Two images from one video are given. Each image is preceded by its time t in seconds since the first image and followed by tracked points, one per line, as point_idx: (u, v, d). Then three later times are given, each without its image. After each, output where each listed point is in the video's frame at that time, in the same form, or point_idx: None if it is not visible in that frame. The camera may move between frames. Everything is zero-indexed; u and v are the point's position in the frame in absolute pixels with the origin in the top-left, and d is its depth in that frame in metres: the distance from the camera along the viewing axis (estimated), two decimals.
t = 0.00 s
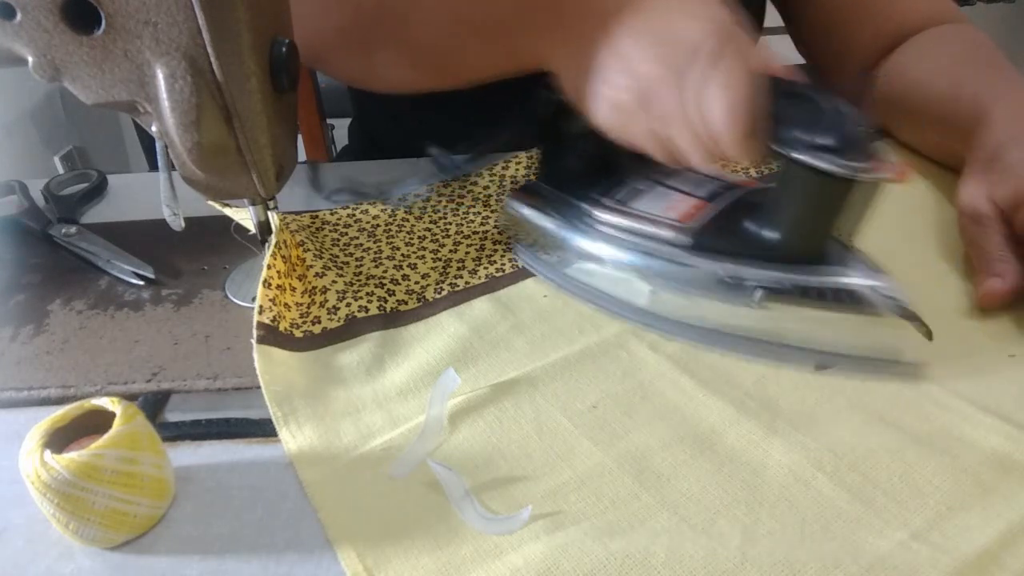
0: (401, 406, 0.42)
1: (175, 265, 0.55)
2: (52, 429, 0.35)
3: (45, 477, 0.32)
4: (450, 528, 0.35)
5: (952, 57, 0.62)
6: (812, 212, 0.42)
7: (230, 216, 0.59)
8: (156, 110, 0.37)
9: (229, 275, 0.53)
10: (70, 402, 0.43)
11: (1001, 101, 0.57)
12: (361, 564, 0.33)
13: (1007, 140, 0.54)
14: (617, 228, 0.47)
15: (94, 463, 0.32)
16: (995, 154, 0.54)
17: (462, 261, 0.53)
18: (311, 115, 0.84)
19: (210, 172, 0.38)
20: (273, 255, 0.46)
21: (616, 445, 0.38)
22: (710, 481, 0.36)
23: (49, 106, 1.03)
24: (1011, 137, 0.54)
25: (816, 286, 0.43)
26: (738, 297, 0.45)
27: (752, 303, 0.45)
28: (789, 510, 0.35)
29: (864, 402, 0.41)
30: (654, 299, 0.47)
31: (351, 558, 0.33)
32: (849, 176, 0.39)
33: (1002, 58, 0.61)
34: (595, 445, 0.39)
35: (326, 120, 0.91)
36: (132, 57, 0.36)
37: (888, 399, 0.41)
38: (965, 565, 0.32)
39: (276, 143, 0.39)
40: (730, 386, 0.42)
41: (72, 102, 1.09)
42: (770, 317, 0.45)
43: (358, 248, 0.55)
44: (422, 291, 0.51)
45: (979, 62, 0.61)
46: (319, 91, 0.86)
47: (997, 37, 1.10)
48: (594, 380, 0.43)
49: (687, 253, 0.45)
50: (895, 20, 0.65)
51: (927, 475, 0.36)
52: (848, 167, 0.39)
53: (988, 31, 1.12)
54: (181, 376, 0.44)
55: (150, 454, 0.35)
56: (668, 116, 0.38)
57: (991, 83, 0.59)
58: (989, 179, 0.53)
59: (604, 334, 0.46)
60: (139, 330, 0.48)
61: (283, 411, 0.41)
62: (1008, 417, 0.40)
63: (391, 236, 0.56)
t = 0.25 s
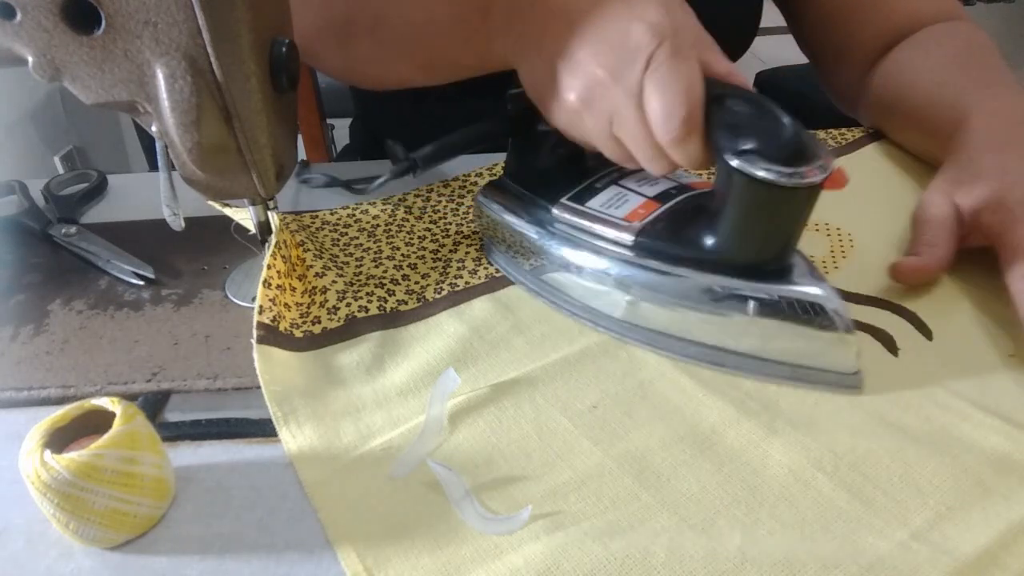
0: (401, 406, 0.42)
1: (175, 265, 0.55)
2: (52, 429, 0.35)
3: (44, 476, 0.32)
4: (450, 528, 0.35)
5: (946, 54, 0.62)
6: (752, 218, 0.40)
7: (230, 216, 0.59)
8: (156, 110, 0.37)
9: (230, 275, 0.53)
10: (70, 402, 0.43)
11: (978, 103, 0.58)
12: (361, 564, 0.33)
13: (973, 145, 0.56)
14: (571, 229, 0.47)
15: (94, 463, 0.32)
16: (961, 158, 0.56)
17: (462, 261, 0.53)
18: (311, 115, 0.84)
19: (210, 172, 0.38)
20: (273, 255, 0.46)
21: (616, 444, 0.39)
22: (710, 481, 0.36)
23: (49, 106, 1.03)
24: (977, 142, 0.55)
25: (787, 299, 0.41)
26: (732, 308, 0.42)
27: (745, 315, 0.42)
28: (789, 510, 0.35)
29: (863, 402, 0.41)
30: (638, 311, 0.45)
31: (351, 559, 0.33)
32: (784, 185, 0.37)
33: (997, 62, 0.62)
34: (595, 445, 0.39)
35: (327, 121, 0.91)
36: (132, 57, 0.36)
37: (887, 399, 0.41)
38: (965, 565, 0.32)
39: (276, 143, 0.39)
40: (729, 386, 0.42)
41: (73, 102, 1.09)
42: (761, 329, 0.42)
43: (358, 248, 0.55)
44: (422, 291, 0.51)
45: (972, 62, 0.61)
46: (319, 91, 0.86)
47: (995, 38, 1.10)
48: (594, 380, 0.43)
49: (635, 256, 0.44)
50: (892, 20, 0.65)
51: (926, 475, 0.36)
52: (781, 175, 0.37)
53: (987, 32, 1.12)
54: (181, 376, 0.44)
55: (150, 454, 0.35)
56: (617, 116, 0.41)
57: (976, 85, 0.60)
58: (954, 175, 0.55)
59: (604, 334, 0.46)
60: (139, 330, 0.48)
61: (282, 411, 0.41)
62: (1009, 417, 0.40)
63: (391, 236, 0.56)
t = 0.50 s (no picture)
0: (401, 406, 0.42)
1: (175, 265, 0.55)
2: (52, 429, 0.35)
3: (44, 476, 0.32)
4: (449, 528, 0.35)
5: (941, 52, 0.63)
6: (751, 221, 0.40)
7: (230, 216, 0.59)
8: (156, 110, 0.37)
9: (229, 275, 0.53)
10: (70, 402, 0.43)
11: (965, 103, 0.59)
12: (361, 565, 0.33)
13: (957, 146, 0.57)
14: (571, 229, 0.48)
15: (95, 463, 0.32)
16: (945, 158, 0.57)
17: (462, 262, 0.53)
18: (311, 115, 0.84)
19: (210, 172, 0.38)
20: (273, 255, 0.46)
21: (616, 444, 0.39)
22: (710, 481, 0.36)
23: (49, 106, 1.03)
24: (961, 144, 0.57)
25: (784, 304, 0.41)
26: (743, 315, 0.42)
27: (754, 323, 0.42)
28: (789, 510, 0.35)
29: (863, 402, 0.41)
30: (639, 313, 0.45)
31: (351, 559, 0.33)
32: (785, 188, 0.37)
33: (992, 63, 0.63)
34: (595, 445, 0.39)
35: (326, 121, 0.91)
36: (132, 57, 0.36)
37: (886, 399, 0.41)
38: (965, 565, 0.32)
39: (276, 143, 0.39)
40: (729, 386, 0.42)
41: (72, 102, 1.09)
42: (770, 340, 0.42)
43: (358, 249, 0.55)
44: (422, 291, 0.51)
45: (967, 61, 0.62)
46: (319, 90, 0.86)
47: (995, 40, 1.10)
48: (594, 380, 0.43)
49: (635, 258, 0.45)
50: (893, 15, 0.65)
51: (926, 475, 0.36)
52: (782, 180, 0.37)
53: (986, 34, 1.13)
54: (181, 376, 0.44)
55: (150, 454, 0.35)
56: (616, 118, 0.41)
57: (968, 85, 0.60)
58: (940, 174, 0.56)
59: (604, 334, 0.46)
60: (139, 330, 0.48)
61: (282, 411, 0.41)
62: (1009, 417, 0.40)
63: (391, 236, 0.56)
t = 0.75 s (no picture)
0: (401, 406, 0.42)
1: (175, 265, 0.55)
2: (52, 428, 0.35)
3: (44, 476, 0.32)
4: (449, 528, 0.35)
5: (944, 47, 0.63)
6: (694, 192, 0.43)
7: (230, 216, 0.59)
8: (157, 110, 0.37)
9: (229, 275, 0.53)
10: (70, 402, 0.43)
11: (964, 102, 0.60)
12: (361, 564, 0.33)
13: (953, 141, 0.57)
14: (535, 198, 0.52)
15: (94, 463, 0.32)
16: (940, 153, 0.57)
17: (462, 261, 0.53)
18: (311, 115, 0.84)
19: (210, 172, 0.38)
20: (273, 255, 0.46)
21: (617, 444, 0.39)
22: (710, 481, 0.36)
23: (49, 106, 1.03)
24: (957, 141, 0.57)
25: (724, 263, 0.44)
26: (699, 274, 0.45)
27: (700, 280, 0.45)
28: (789, 510, 0.35)
29: (863, 402, 0.41)
30: (595, 276, 0.49)
31: (351, 558, 0.33)
32: (722, 155, 0.40)
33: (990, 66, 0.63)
34: (595, 445, 0.39)
35: (326, 121, 0.91)
36: (132, 57, 0.36)
37: (886, 399, 0.41)
38: (965, 565, 0.32)
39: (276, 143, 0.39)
40: (729, 386, 0.42)
41: (72, 102, 1.09)
42: (721, 297, 0.46)
43: (358, 248, 0.55)
44: (422, 291, 0.51)
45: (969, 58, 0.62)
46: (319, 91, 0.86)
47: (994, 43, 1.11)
48: (594, 380, 0.43)
49: (589, 223, 0.49)
50: (893, 11, 0.66)
51: (926, 475, 0.36)
52: (717, 147, 0.40)
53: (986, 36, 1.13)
54: (181, 376, 0.44)
55: (150, 454, 0.35)
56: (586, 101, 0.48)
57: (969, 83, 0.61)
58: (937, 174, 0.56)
59: (604, 334, 0.46)
60: (139, 330, 0.48)
61: (283, 411, 0.41)
62: (1009, 417, 0.40)
63: (391, 236, 0.56)
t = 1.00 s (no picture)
0: (401, 406, 0.42)
1: (175, 265, 0.55)
2: (52, 428, 0.35)
3: (45, 476, 0.32)
4: (449, 528, 0.35)
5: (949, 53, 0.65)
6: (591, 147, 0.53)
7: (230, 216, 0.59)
8: (157, 109, 0.37)
9: (229, 275, 0.53)
10: (70, 402, 0.43)
11: (961, 107, 0.61)
12: (361, 564, 0.33)
13: (949, 144, 0.59)
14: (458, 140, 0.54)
15: (95, 462, 0.32)
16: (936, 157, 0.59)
17: (462, 261, 0.53)
18: (311, 115, 0.84)
19: (210, 172, 0.38)
20: (273, 255, 0.46)
21: (617, 445, 0.39)
22: (710, 481, 0.36)
23: (49, 106, 1.03)
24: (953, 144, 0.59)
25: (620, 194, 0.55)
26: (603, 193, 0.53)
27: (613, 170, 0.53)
28: (789, 510, 0.35)
29: (863, 402, 0.41)
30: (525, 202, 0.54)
31: (351, 558, 0.33)
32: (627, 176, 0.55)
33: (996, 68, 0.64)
34: (595, 445, 0.39)
35: (326, 121, 0.91)
36: (132, 57, 0.36)
37: (886, 399, 0.41)
38: (965, 565, 0.32)
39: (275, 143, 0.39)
40: (729, 386, 0.42)
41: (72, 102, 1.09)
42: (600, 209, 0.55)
43: (358, 248, 0.55)
44: (422, 291, 0.51)
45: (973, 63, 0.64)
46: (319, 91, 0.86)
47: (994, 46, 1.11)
48: (593, 380, 0.43)
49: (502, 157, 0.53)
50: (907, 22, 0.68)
51: (926, 475, 0.36)
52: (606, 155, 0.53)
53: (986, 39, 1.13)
54: (181, 376, 0.44)
55: (150, 454, 0.35)
56: None
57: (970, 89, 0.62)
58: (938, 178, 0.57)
59: (604, 334, 0.46)
60: (139, 330, 0.48)
61: (283, 411, 0.41)
62: (1009, 417, 0.40)
63: (391, 236, 0.56)
